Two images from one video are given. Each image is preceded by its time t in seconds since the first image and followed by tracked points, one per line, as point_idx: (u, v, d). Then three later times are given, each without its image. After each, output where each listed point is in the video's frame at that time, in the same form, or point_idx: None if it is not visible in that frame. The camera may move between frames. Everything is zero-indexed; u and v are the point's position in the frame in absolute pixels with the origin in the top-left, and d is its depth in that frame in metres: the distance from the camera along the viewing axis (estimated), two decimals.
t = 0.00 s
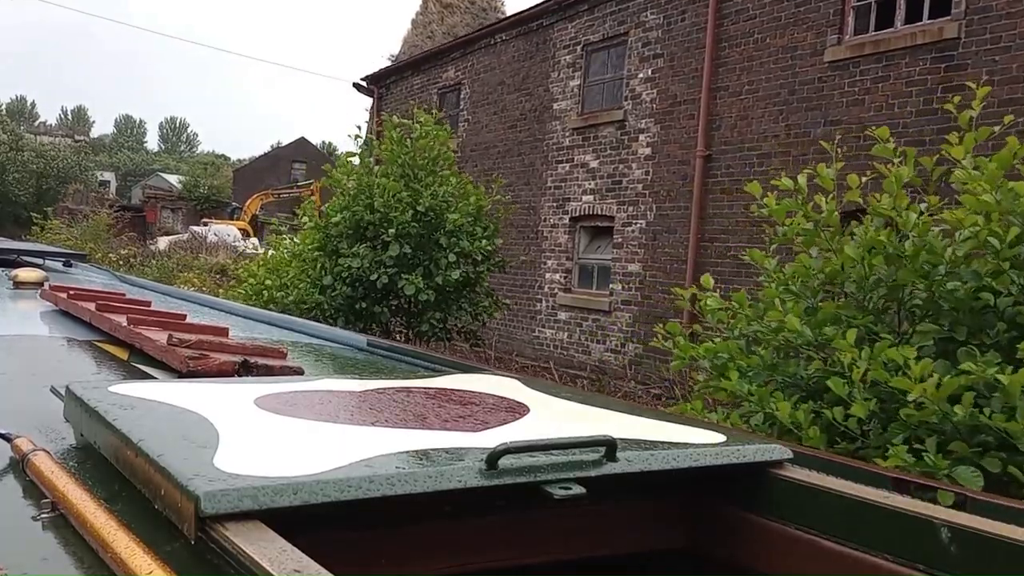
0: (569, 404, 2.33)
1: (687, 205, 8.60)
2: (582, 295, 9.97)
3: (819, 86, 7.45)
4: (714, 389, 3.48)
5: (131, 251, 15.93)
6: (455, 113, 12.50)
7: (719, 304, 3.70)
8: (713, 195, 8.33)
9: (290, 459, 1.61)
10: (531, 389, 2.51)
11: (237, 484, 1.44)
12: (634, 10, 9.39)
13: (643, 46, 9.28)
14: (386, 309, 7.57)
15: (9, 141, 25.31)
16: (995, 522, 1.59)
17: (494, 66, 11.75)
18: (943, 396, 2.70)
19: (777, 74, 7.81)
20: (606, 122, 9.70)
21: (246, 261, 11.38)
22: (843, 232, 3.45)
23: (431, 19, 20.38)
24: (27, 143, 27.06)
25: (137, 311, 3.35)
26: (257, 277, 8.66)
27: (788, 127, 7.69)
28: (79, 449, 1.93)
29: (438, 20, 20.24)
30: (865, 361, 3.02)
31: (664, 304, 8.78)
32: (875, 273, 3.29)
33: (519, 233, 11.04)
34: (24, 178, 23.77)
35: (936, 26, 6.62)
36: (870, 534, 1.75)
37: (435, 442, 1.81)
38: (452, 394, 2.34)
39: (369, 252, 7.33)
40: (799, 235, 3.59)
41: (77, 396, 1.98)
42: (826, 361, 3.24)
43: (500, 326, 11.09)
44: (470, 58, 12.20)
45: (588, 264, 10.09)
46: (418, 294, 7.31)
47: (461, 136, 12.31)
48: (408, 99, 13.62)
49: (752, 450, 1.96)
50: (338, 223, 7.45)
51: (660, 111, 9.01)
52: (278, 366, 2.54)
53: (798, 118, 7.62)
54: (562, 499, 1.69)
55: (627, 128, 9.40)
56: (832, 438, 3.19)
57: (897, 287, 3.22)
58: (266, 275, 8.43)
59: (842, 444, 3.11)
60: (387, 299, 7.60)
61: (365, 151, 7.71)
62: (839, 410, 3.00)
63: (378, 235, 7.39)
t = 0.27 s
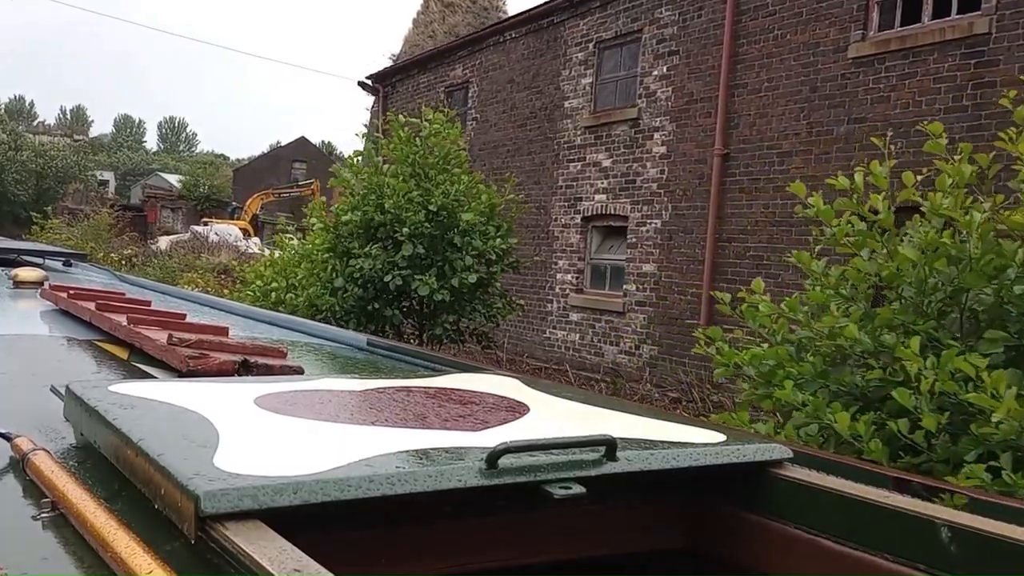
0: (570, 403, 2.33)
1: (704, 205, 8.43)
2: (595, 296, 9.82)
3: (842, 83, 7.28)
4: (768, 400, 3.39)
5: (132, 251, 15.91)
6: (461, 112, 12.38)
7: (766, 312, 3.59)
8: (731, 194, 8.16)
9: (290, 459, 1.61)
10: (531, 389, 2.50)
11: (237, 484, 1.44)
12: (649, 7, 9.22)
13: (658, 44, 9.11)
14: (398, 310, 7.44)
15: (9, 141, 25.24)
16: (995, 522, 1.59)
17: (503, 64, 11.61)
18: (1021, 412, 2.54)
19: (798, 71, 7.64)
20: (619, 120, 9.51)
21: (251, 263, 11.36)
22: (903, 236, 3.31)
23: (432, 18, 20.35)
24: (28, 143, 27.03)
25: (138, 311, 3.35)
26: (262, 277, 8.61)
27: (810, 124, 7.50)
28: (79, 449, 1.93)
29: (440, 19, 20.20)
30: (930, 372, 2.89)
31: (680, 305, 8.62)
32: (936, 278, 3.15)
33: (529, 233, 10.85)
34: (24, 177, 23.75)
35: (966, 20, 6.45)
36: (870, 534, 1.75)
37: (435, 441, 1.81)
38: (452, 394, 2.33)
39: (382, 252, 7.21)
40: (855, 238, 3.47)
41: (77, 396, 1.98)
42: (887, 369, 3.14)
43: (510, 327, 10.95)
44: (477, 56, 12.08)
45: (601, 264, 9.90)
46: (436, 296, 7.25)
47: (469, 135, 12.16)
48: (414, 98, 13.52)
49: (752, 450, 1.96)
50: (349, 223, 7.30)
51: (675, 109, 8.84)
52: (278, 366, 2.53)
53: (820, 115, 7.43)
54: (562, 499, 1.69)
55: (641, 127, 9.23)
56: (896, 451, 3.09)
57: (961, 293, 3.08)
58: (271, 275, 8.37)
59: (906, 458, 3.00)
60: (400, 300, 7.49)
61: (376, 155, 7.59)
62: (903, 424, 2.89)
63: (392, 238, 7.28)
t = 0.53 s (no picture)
0: (570, 403, 2.33)
1: (722, 206, 8.27)
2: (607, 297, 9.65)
3: (866, 81, 7.09)
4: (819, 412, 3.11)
5: (133, 251, 15.88)
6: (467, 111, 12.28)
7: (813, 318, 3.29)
8: (750, 194, 7.99)
9: (291, 459, 1.61)
10: (531, 389, 2.50)
11: (237, 484, 1.44)
12: (663, 3, 9.04)
13: (673, 41, 8.93)
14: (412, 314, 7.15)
15: (8, 141, 25.15)
16: (995, 522, 1.59)
17: (512, 62, 11.48)
18: None
19: (820, 68, 7.46)
20: (633, 119, 9.36)
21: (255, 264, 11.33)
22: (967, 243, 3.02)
23: (434, 18, 20.37)
24: (29, 143, 27.00)
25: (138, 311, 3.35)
26: (266, 277, 8.55)
27: (832, 123, 7.33)
28: (79, 449, 1.93)
29: (442, 19, 20.16)
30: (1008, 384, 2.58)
31: (697, 307, 8.42)
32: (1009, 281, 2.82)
33: (540, 234, 10.70)
34: (22, 178, 23.73)
35: (996, 16, 6.24)
36: (870, 534, 1.74)
37: (435, 442, 1.81)
38: (452, 394, 2.33)
39: (395, 254, 6.96)
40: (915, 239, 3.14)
41: (77, 396, 1.98)
42: (953, 380, 2.80)
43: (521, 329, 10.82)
44: (486, 54, 11.95)
45: (613, 265, 9.73)
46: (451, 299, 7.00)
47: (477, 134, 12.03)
48: (421, 97, 13.42)
49: (752, 450, 1.96)
50: (359, 224, 7.06)
51: (691, 107, 8.65)
52: (278, 366, 2.53)
53: (843, 114, 7.27)
54: (562, 499, 1.69)
55: (656, 125, 9.07)
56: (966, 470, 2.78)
57: None
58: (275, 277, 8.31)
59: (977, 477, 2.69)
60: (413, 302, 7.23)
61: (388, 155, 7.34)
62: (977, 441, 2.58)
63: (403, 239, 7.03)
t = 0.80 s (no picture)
0: (569, 404, 2.33)
1: (740, 206, 8.18)
2: (621, 300, 9.56)
3: (891, 78, 6.99)
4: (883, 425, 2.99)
5: (135, 252, 15.88)
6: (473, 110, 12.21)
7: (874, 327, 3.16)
8: (769, 194, 7.91)
9: (290, 459, 1.61)
10: (531, 389, 2.51)
11: (237, 484, 1.44)
12: None
13: (689, 37, 8.83)
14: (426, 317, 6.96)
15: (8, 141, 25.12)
16: (995, 522, 1.59)
17: (522, 60, 11.39)
18: None
19: (843, 65, 7.37)
20: (647, 117, 9.26)
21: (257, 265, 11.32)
22: None
23: (435, 17, 20.40)
24: (30, 143, 26.98)
25: (137, 311, 3.35)
26: (271, 278, 8.51)
27: (856, 121, 7.23)
28: (79, 449, 1.93)
29: (443, 18, 20.16)
30: None
31: (714, 310, 8.38)
32: None
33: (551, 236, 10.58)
34: (21, 178, 23.72)
35: None
36: (870, 535, 1.74)
37: (435, 442, 1.81)
38: (453, 394, 2.33)
39: (409, 257, 6.73)
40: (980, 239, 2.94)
41: (77, 396, 1.98)
42: None
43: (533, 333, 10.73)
44: (496, 52, 11.85)
45: (626, 266, 9.66)
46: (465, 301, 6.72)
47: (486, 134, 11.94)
48: (427, 97, 13.35)
49: (752, 450, 1.96)
50: (372, 226, 6.84)
51: (709, 105, 8.54)
52: (278, 366, 2.54)
53: (867, 112, 7.18)
54: (562, 499, 1.69)
55: (671, 124, 8.97)
56: None
57: None
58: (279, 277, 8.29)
59: None
60: (428, 304, 6.99)
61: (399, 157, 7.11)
62: None
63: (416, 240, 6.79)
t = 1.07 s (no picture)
0: (570, 404, 2.33)
1: (759, 206, 7.96)
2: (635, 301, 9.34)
3: (919, 74, 6.77)
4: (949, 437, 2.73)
5: (136, 252, 15.84)
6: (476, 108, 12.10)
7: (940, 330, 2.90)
8: (790, 193, 7.71)
9: (290, 459, 1.61)
10: (531, 389, 2.50)
11: (237, 484, 1.44)
12: None
13: (705, 33, 8.59)
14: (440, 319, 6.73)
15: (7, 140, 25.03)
16: (996, 522, 1.59)
17: (532, 57, 11.11)
18: None
19: (868, 61, 7.14)
20: (663, 115, 8.98)
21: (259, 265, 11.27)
22: None
23: (437, 16, 20.37)
24: (30, 143, 26.92)
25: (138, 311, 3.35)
26: (279, 279, 8.36)
27: (880, 119, 7.03)
28: (79, 449, 1.93)
29: (445, 17, 20.21)
30: None
31: (732, 312, 8.17)
32: None
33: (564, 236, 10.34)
34: (20, 178, 23.66)
35: None
36: (870, 534, 1.74)
37: (435, 442, 1.81)
38: (453, 394, 2.33)
39: (422, 258, 6.50)
40: None
41: (77, 396, 1.98)
42: None
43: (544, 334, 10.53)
44: (504, 49, 11.63)
45: (640, 267, 9.43)
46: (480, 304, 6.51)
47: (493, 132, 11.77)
48: (435, 95, 13.11)
49: (752, 450, 1.96)
50: (384, 228, 6.56)
51: (726, 103, 8.31)
52: (278, 366, 2.53)
53: (892, 108, 6.96)
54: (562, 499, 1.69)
55: (687, 122, 8.72)
56: None
57: None
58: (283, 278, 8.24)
59: None
60: (442, 306, 6.78)
61: (412, 154, 6.84)
62: None
63: (430, 240, 6.54)
